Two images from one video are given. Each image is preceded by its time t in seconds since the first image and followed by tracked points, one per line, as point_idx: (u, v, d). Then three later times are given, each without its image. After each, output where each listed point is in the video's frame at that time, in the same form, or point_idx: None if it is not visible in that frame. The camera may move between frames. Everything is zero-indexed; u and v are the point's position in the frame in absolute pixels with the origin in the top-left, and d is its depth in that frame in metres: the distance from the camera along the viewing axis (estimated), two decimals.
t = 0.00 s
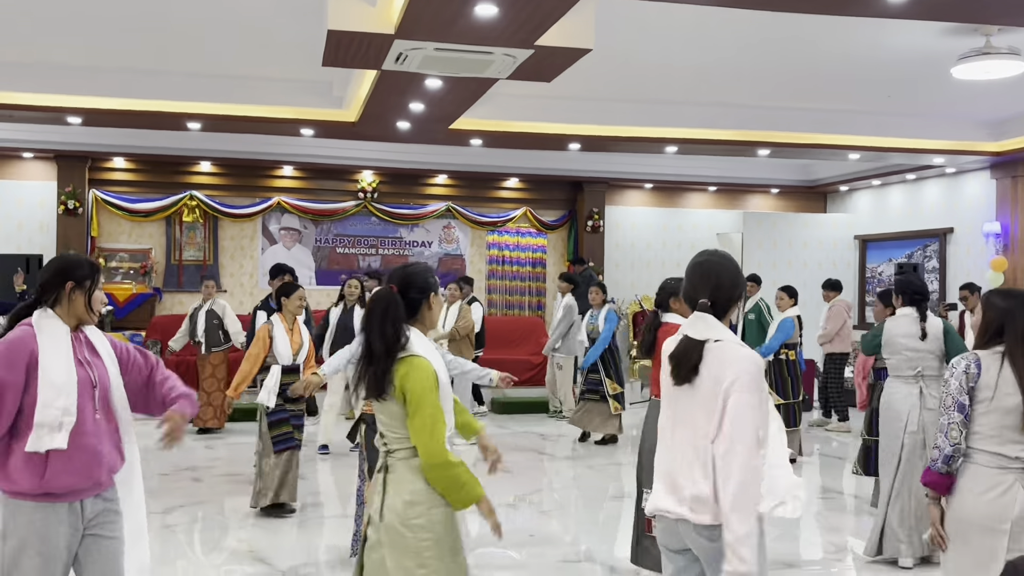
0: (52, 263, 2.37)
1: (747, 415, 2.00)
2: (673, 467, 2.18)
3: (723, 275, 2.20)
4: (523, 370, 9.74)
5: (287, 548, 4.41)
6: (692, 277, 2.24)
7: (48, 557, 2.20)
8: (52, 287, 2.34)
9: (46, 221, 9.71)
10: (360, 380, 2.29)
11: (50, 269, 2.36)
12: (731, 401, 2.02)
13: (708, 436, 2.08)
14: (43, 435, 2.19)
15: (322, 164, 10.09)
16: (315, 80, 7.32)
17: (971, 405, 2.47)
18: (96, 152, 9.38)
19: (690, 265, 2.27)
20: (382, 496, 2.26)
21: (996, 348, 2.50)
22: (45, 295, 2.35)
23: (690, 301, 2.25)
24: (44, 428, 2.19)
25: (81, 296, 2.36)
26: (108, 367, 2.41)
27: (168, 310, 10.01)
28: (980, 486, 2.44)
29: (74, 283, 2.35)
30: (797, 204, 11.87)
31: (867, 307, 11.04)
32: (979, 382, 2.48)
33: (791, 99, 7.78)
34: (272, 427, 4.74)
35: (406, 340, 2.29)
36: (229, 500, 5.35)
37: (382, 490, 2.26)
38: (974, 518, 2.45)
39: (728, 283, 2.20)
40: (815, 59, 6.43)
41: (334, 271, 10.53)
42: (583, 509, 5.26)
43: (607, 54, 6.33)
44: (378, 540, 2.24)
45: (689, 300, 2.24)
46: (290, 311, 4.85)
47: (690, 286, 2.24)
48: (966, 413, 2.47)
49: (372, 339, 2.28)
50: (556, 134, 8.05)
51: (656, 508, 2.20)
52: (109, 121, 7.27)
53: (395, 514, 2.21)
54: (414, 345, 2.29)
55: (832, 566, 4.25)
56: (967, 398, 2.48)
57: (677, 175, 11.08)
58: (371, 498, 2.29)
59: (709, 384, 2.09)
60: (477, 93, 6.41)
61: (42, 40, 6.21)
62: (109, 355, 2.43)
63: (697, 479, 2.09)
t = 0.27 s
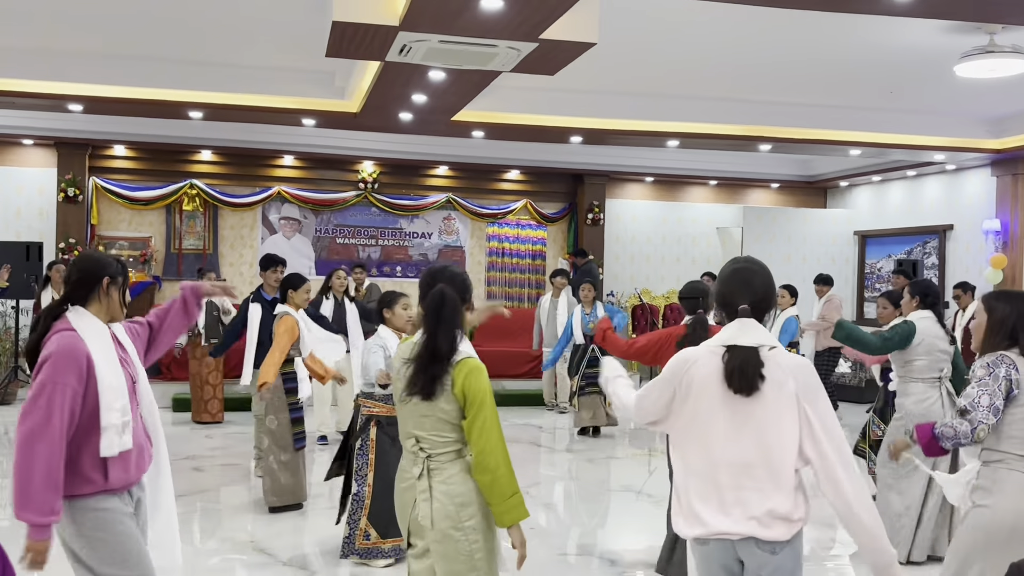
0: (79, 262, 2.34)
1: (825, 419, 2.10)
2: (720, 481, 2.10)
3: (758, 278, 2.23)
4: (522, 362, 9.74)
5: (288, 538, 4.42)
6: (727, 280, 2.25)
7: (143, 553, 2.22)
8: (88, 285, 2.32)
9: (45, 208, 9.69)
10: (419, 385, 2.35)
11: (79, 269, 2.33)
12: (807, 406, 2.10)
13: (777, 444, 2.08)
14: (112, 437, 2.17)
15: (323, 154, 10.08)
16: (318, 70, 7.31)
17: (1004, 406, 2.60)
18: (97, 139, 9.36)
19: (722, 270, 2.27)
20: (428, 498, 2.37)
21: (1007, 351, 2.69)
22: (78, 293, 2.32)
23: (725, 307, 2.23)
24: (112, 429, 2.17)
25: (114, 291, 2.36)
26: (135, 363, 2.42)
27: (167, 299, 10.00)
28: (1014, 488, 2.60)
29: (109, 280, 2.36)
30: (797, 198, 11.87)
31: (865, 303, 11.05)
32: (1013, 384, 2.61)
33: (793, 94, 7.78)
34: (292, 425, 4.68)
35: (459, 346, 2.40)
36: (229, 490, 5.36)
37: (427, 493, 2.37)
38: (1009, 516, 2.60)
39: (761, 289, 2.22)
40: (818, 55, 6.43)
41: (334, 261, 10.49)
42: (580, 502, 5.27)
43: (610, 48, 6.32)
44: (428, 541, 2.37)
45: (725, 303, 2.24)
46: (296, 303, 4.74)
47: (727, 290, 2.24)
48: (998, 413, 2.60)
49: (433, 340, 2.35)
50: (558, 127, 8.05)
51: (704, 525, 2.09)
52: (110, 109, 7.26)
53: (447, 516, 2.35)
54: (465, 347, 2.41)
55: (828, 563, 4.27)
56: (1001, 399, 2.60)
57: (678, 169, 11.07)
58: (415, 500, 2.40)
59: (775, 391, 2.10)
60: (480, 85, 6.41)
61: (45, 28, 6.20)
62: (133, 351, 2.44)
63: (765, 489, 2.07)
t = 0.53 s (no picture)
0: (118, 249, 2.19)
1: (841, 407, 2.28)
2: (752, 467, 2.16)
3: (779, 263, 2.28)
4: (520, 353, 9.76)
5: (287, 527, 4.43)
6: (747, 265, 2.30)
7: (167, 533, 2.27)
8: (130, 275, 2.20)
9: (44, 195, 9.68)
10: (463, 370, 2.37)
11: (121, 258, 2.19)
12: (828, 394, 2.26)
13: (805, 431, 2.19)
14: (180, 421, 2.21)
15: (323, 143, 10.07)
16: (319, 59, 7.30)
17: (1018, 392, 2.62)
18: (96, 127, 9.35)
19: (740, 256, 2.32)
20: (449, 486, 2.37)
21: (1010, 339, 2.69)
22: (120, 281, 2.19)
23: (746, 294, 2.29)
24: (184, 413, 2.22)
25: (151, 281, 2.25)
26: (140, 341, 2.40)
27: (166, 287, 10.01)
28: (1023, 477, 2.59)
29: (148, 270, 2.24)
30: (796, 191, 11.87)
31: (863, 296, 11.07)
32: None
33: (794, 87, 7.78)
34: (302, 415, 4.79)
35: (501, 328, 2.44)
36: (229, 479, 5.37)
37: (449, 480, 2.37)
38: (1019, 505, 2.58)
39: (782, 274, 2.27)
40: (819, 48, 6.42)
41: (333, 251, 10.50)
42: (578, 494, 5.29)
43: (612, 39, 6.32)
44: (448, 529, 2.36)
45: (746, 291, 2.29)
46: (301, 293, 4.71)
47: (747, 277, 2.29)
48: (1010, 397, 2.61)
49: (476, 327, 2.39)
50: (558, 118, 8.05)
51: (737, 511, 2.13)
52: (110, 97, 7.25)
53: (468, 504, 2.37)
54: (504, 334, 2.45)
55: (824, 556, 4.29)
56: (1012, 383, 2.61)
57: (677, 161, 11.07)
58: (430, 491, 2.37)
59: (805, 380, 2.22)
60: (481, 76, 6.40)
61: (45, 15, 6.18)
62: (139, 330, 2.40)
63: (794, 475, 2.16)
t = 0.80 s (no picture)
0: (138, 242, 2.31)
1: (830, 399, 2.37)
2: (764, 462, 2.18)
3: (776, 257, 2.29)
4: (517, 341, 9.77)
5: (284, 514, 4.45)
6: (743, 259, 2.30)
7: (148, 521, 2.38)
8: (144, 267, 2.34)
9: (41, 181, 9.65)
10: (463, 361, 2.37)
11: (138, 251, 2.31)
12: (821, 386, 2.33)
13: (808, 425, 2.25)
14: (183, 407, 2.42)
15: (320, 130, 10.04)
16: (317, 46, 7.27)
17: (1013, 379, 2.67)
18: (93, 113, 9.32)
19: (735, 250, 2.32)
20: (456, 477, 2.38)
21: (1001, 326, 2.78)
22: (138, 273, 2.32)
23: (742, 289, 2.29)
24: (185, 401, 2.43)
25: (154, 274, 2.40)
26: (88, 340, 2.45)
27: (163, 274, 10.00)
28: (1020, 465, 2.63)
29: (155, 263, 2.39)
30: (794, 180, 11.86)
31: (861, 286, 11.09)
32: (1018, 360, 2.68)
33: (792, 76, 7.77)
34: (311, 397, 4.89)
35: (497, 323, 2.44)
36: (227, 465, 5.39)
37: (456, 473, 2.37)
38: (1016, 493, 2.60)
39: (777, 268, 2.28)
40: (817, 37, 6.41)
41: (330, 239, 10.49)
42: (576, 481, 5.31)
43: (610, 27, 6.30)
44: (458, 521, 2.36)
45: (741, 286, 2.29)
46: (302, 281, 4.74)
47: (743, 271, 2.29)
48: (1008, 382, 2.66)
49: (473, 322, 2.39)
50: (557, 106, 8.03)
51: (753, 507, 2.15)
52: (107, 83, 7.23)
53: (476, 495, 2.39)
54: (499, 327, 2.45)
55: (820, 544, 4.31)
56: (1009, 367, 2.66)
57: (676, 149, 11.06)
58: (436, 484, 2.36)
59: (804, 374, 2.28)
60: (479, 63, 6.39)
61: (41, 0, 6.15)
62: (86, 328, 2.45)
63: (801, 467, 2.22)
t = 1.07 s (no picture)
0: (116, 227, 2.38)
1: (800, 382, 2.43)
2: (743, 442, 2.22)
3: (760, 241, 2.30)
4: (514, 328, 9.77)
5: (281, 500, 4.45)
6: (726, 242, 2.31)
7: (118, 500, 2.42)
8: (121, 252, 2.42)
9: (36, 167, 9.61)
10: (444, 338, 2.36)
11: (115, 234, 2.39)
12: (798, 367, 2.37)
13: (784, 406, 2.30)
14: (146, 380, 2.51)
15: (317, 116, 10.01)
16: (312, 32, 7.24)
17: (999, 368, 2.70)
18: (87, 99, 9.27)
19: (720, 233, 2.32)
20: (444, 452, 2.36)
21: (982, 312, 2.77)
22: (115, 255, 2.40)
23: (727, 272, 2.30)
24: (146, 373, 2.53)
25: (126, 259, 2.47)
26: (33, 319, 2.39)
27: (159, 261, 9.99)
28: (1000, 454, 2.72)
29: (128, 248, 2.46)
30: (791, 167, 11.85)
31: (857, 272, 11.10)
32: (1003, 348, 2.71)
33: (789, 63, 7.75)
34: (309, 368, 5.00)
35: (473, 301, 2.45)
36: (224, 452, 5.40)
37: (442, 447, 2.36)
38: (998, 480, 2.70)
39: (762, 252, 2.29)
40: (815, 23, 6.38)
41: (326, 225, 10.47)
42: (571, 468, 5.33)
43: (607, 13, 6.27)
44: (443, 495, 2.34)
45: (723, 269, 2.30)
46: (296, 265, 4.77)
47: (725, 256, 2.30)
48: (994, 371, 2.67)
49: (453, 300, 2.39)
50: (553, 92, 8.01)
51: (731, 486, 2.19)
52: (101, 68, 7.19)
53: (461, 468, 2.39)
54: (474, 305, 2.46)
55: (814, 530, 4.33)
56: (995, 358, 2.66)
57: (672, 136, 11.03)
58: (423, 458, 2.34)
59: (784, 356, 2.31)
60: (476, 49, 6.36)
61: None
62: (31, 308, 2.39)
63: (777, 448, 2.26)
